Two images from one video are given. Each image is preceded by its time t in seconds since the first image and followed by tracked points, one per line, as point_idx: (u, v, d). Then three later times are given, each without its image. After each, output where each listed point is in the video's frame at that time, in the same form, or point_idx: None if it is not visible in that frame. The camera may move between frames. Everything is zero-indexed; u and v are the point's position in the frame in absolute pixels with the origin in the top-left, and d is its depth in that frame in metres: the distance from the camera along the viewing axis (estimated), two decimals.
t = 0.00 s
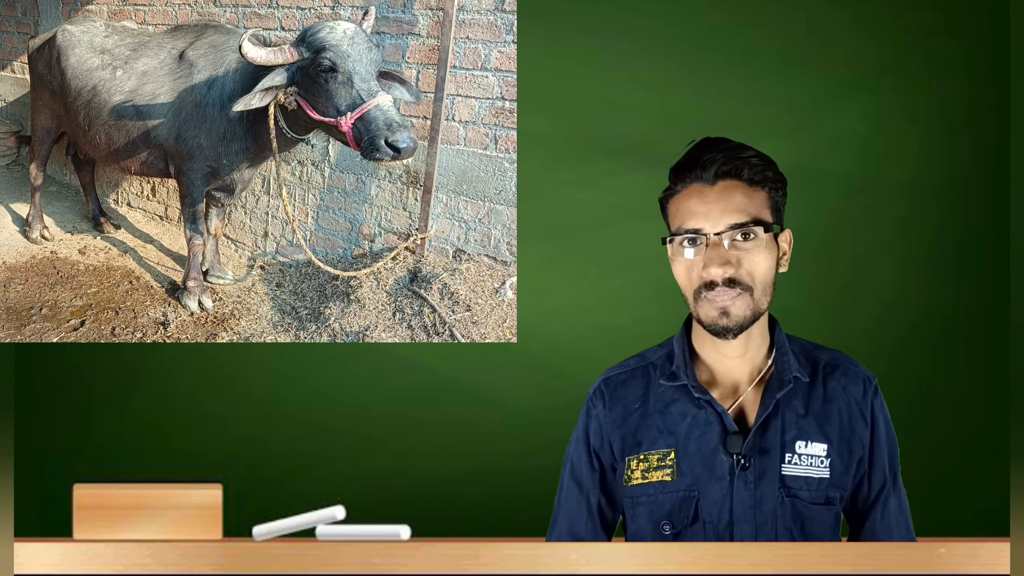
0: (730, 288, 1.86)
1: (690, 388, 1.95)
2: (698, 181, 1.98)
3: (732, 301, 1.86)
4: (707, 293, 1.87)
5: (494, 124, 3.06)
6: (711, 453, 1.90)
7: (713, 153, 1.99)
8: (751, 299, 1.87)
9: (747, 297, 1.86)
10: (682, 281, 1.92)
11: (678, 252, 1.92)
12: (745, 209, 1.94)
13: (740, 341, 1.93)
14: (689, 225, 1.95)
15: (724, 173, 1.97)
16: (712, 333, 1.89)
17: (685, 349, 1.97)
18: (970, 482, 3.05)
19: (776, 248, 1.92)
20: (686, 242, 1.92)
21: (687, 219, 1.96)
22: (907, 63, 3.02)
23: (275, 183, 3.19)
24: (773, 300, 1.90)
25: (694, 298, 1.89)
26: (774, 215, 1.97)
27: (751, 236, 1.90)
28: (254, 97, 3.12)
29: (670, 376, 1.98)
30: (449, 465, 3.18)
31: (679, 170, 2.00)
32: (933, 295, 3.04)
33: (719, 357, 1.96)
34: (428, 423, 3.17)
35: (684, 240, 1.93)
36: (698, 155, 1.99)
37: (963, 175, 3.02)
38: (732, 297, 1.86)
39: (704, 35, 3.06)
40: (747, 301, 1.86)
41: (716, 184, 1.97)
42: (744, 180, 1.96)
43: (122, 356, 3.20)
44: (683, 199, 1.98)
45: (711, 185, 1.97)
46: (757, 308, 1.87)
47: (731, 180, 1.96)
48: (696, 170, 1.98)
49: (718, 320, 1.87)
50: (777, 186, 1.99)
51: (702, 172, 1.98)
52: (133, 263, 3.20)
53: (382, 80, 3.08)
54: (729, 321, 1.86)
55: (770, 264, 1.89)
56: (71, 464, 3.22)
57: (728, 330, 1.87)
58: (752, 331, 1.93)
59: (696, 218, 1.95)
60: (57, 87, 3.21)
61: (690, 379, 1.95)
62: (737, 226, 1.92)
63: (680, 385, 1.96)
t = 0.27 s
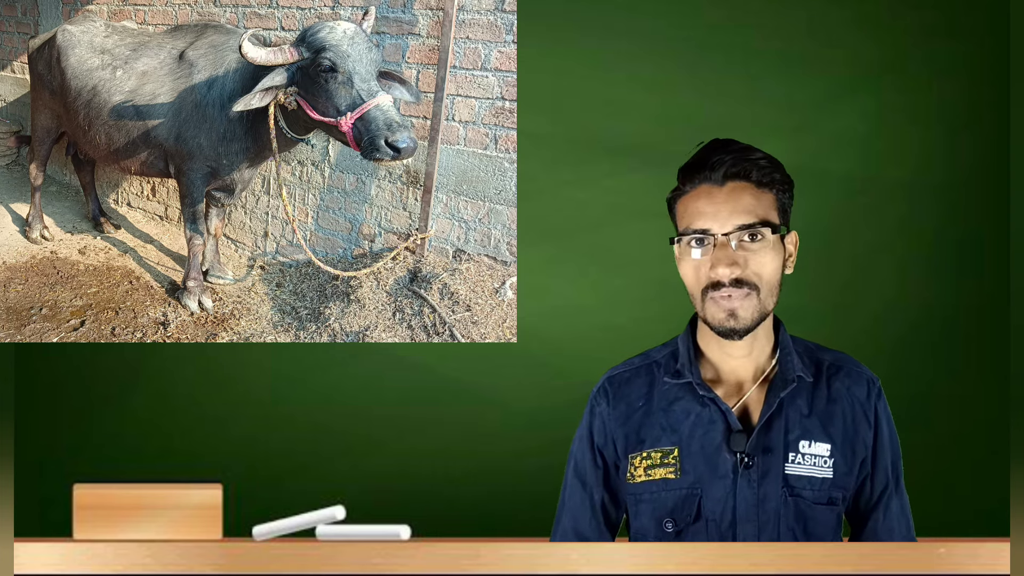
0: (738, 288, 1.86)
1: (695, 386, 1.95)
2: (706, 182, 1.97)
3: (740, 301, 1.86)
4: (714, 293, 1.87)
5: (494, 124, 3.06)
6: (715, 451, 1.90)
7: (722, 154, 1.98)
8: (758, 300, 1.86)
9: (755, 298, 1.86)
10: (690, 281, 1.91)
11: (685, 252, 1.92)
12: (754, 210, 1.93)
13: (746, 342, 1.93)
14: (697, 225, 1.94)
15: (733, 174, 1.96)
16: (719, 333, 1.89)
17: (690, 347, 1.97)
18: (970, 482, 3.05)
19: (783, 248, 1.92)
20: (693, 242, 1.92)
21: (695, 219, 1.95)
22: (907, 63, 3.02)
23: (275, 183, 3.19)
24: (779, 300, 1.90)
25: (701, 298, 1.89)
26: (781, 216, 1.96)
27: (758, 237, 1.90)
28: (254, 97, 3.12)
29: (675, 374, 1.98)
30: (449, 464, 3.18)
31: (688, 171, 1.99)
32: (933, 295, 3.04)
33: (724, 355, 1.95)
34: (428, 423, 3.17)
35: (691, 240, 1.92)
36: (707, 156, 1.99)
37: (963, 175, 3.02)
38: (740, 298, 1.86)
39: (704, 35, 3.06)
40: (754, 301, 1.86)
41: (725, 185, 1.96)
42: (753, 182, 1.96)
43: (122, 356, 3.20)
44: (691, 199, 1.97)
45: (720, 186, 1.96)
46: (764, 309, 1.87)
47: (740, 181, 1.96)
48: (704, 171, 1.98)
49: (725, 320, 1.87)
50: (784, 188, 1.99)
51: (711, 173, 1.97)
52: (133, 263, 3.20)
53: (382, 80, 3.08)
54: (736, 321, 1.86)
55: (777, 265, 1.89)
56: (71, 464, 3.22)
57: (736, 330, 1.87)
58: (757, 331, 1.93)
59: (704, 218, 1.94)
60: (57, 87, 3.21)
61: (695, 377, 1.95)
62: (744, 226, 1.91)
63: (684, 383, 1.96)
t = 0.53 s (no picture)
0: (749, 285, 1.86)
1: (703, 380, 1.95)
2: (720, 180, 1.97)
3: (750, 298, 1.86)
4: (725, 289, 1.87)
5: (494, 124, 3.06)
6: (720, 446, 1.90)
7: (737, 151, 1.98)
8: (768, 297, 1.86)
9: (765, 294, 1.86)
10: (700, 276, 1.91)
11: (697, 248, 1.92)
12: (767, 208, 1.93)
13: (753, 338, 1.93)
14: (709, 221, 1.94)
15: (747, 172, 1.96)
16: (728, 329, 1.89)
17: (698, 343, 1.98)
18: (970, 482, 3.05)
19: (793, 249, 1.93)
20: (705, 238, 1.92)
21: (707, 215, 1.95)
22: (907, 63, 3.02)
23: (275, 183, 3.19)
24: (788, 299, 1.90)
25: (712, 294, 1.89)
26: (792, 216, 1.97)
27: (770, 235, 1.90)
28: (254, 97, 3.12)
29: (682, 368, 1.98)
30: (449, 464, 3.18)
31: (702, 168, 1.99)
32: (933, 295, 3.04)
33: (732, 351, 1.95)
34: (428, 423, 3.17)
35: (703, 236, 1.93)
36: (721, 154, 1.99)
37: (963, 175, 3.02)
38: (751, 294, 1.86)
39: (704, 35, 3.06)
40: (764, 299, 1.86)
41: (739, 183, 1.96)
42: (766, 181, 1.96)
43: (122, 356, 3.20)
44: (705, 195, 1.97)
45: (734, 184, 1.96)
46: (774, 307, 1.87)
47: (754, 179, 1.96)
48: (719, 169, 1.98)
49: (735, 317, 1.86)
50: (796, 189, 1.99)
51: (725, 170, 1.97)
52: (133, 263, 3.20)
53: (382, 80, 3.08)
54: (746, 318, 1.86)
55: (788, 264, 1.89)
56: (71, 464, 3.22)
57: (745, 326, 1.87)
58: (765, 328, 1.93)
59: (718, 214, 1.94)
60: (57, 87, 3.21)
61: (703, 371, 1.96)
62: (757, 224, 1.91)
63: (691, 377, 1.97)
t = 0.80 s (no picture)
0: (759, 279, 1.85)
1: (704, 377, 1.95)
2: (739, 175, 1.97)
3: (758, 293, 1.85)
4: (735, 280, 1.86)
5: (494, 124, 3.06)
6: (720, 444, 1.90)
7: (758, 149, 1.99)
8: (776, 295, 1.85)
9: (772, 289, 1.85)
10: (710, 267, 1.90)
11: (710, 239, 1.92)
12: (785, 207, 1.94)
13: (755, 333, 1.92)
14: (725, 213, 1.94)
15: (766, 170, 1.97)
16: (731, 322, 1.88)
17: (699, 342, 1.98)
18: (970, 482, 3.05)
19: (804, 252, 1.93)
20: (719, 230, 1.92)
21: (725, 206, 1.95)
22: (907, 63, 3.02)
23: (275, 183, 3.19)
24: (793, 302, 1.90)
25: (720, 285, 1.87)
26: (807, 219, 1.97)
27: (783, 237, 1.91)
28: (254, 97, 3.12)
29: (684, 366, 1.98)
30: (449, 464, 3.18)
31: (722, 162, 1.99)
32: (933, 295, 3.04)
33: (733, 350, 1.95)
34: (428, 423, 3.17)
35: (716, 229, 1.93)
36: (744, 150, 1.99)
37: (963, 175, 3.02)
38: (759, 289, 1.85)
39: (704, 35, 3.06)
40: (772, 295, 1.85)
41: (757, 180, 1.96)
42: (785, 181, 1.96)
43: (122, 356, 3.19)
44: (723, 189, 1.97)
45: (753, 180, 1.96)
46: (780, 305, 1.86)
47: (772, 178, 1.96)
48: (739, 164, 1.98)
49: (741, 309, 1.85)
50: (812, 192, 2.00)
51: (746, 166, 1.97)
52: (133, 263, 3.20)
53: (382, 80, 3.08)
54: (751, 312, 1.85)
55: (798, 266, 1.89)
56: (71, 464, 3.22)
57: (749, 320, 1.86)
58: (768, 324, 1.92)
59: (735, 207, 1.94)
60: (57, 87, 3.21)
61: (704, 369, 1.95)
62: (774, 221, 1.92)
63: (694, 375, 1.97)
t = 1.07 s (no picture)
0: (766, 276, 1.89)
1: (704, 377, 1.98)
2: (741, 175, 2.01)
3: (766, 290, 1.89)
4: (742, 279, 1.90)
5: (494, 124, 3.06)
6: (722, 444, 1.94)
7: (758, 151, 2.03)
8: (783, 291, 1.89)
9: (781, 285, 1.89)
10: (715, 268, 1.95)
11: (713, 240, 1.97)
12: (786, 206, 1.97)
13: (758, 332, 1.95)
14: (728, 212, 1.98)
15: (767, 170, 2.01)
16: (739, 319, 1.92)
17: (701, 343, 2.01)
18: (970, 482, 3.05)
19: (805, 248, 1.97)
20: (722, 230, 1.96)
21: (728, 206, 1.98)
22: (907, 63, 3.02)
23: (275, 183, 3.19)
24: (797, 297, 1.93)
25: (726, 284, 1.92)
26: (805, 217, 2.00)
27: (785, 232, 1.94)
28: (254, 97, 3.12)
29: (685, 366, 2.02)
30: (449, 464, 3.18)
31: (722, 164, 2.03)
32: (933, 295, 3.04)
33: (735, 350, 1.98)
34: (428, 423, 3.17)
35: (720, 228, 1.97)
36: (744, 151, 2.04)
37: (963, 174, 3.02)
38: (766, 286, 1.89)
39: (704, 35, 3.06)
40: (779, 291, 1.89)
41: (759, 179, 2.00)
42: (785, 180, 2.00)
43: (122, 356, 3.19)
44: (725, 189, 2.00)
45: (755, 179, 2.00)
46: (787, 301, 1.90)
47: (774, 177, 2.00)
48: (740, 165, 2.03)
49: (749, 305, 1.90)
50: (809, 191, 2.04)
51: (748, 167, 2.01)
52: (133, 263, 3.20)
53: (382, 80, 3.08)
54: (760, 308, 1.89)
55: (802, 261, 1.94)
56: (71, 464, 3.22)
57: (757, 316, 1.90)
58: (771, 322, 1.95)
59: (738, 206, 1.98)
60: (57, 87, 3.21)
61: (704, 369, 1.99)
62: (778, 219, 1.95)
63: (694, 374, 2.00)
